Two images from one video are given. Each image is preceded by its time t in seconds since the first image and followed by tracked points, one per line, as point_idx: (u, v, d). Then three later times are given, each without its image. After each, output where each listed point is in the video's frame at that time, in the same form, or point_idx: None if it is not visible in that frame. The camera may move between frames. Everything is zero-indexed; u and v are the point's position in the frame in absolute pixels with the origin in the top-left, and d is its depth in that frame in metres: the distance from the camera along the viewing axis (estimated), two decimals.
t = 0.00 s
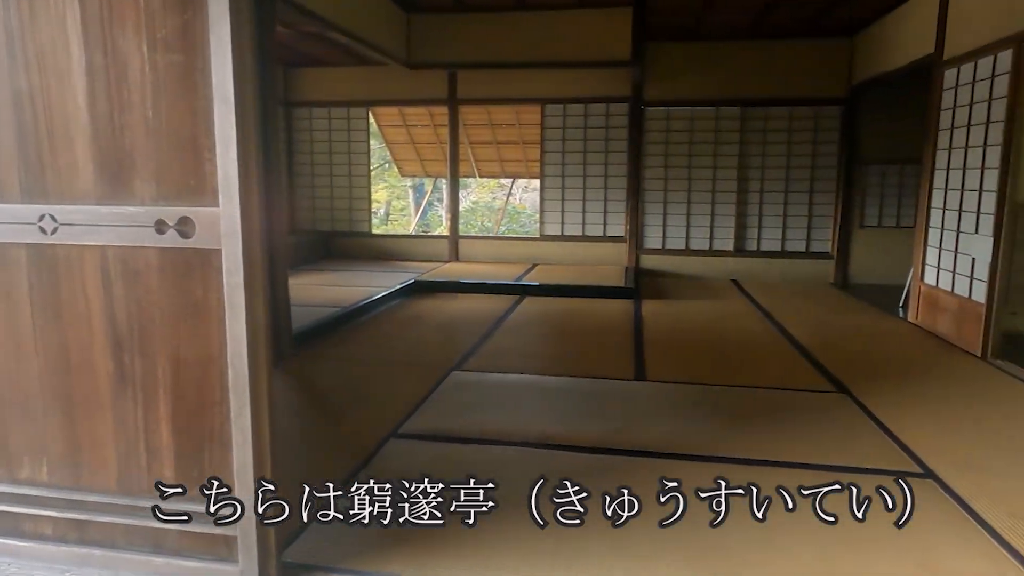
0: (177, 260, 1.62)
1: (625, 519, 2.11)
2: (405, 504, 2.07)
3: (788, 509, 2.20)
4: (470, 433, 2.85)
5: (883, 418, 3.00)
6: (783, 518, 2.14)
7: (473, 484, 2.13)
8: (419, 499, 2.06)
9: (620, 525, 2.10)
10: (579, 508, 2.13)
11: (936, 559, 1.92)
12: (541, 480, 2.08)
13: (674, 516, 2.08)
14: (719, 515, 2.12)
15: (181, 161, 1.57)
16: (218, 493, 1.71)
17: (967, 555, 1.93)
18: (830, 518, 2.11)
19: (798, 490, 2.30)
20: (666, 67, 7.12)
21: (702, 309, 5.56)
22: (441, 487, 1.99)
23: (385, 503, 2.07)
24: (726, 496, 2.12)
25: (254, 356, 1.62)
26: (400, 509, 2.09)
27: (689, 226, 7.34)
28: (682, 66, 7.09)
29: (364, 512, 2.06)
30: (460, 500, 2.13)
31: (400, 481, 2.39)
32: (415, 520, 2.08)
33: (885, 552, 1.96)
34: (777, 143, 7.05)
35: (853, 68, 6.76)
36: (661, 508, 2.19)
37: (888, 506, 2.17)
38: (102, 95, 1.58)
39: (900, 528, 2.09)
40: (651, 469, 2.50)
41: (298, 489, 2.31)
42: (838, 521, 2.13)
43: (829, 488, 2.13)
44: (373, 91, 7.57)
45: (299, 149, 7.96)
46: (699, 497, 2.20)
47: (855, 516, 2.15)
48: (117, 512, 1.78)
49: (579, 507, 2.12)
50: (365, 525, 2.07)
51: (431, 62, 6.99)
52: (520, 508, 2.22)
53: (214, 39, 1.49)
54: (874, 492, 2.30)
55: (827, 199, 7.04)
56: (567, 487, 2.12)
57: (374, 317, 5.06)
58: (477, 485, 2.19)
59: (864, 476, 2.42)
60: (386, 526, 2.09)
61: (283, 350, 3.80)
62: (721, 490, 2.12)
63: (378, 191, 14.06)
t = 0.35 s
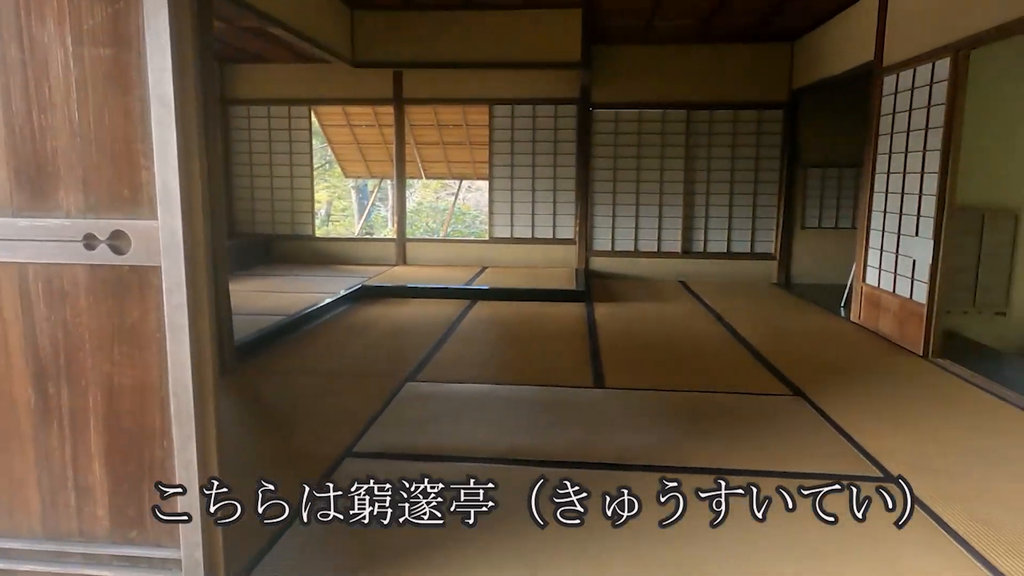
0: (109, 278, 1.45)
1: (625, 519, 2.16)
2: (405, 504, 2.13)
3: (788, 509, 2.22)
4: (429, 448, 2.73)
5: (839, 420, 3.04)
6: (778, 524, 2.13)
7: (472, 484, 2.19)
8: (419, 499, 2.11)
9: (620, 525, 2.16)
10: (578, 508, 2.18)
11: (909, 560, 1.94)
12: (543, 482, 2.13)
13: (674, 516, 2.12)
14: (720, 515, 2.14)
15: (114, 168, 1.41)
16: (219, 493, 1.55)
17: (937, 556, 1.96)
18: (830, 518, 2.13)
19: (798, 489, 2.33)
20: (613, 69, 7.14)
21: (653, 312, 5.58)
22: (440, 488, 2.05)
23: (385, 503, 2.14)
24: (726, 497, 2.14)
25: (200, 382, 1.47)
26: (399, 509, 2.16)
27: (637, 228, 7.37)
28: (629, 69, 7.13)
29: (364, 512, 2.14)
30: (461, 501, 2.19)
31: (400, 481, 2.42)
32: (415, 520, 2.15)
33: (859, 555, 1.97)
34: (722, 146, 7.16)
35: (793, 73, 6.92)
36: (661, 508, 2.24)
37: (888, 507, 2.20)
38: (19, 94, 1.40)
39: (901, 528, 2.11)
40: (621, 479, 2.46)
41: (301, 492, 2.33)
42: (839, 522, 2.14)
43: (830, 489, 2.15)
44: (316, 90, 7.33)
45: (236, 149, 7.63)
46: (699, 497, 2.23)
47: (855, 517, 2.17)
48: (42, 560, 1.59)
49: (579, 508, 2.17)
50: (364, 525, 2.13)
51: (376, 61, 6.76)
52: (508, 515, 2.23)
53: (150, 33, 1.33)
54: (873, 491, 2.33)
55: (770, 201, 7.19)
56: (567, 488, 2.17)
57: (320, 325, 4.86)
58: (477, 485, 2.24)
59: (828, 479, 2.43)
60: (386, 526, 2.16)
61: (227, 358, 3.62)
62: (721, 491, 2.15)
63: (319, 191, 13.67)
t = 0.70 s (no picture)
0: (35, 285, 1.32)
1: (625, 519, 2.15)
2: (404, 505, 2.13)
3: (789, 509, 2.21)
4: (382, 455, 2.65)
5: (786, 413, 3.12)
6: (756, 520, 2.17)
7: (472, 484, 2.19)
8: (419, 499, 2.10)
9: (620, 525, 2.15)
10: (579, 509, 2.16)
11: (867, 550, 2.00)
12: (542, 482, 2.11)
13: (675, 516, 2.12)
14: (720, 515, 2.13)
15: (38, 165, 1.29)
16: (217, 492, 1.94)
17: (893, 546, 2.02)
18: (831, 518, 2.13)
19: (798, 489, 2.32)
20: (556, 68, 7.15)
21: (600, 310, 5.62)
22: (441, 486, 2.05)
23: (384, 503, 2.14)
24: (726, 496, 2.13)
25: (140, 396, 1.36)
26: (400, 509, 2.15)
27: (581, 226, 7.42)
28: (572, 68, 7.15)
29: (364, 512, 2.14)
30: (460, 501, 2.19)
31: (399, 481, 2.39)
32: (415, 520, 2.14)
33: (821, 547, 2.01)
34: (662, 145, 7.29)
35: (730, 74, 7.10)
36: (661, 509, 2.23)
37: (888, 506, 2.20)
38: None
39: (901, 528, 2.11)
40: (584, 480, 2.45)
41: (302, 490, 2.30)
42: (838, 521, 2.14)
43: (830, 488, 2.14)
44: (250, 85, 7.07)
45: (165, 146, 7.28)
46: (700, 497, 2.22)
47: (855, 516, 2.17)
48: None
49: (579, 508, 2.15)
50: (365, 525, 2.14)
51: (314, 56, 6.55)
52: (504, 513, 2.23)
53: (79, 18, 1.22)
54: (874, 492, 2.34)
55: (708, 199, 7.36)
56: (567, 488, 2.15)
57: (261, 329, 4.67)
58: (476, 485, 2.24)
59: (782, 472, 2.48)
60: (386, 526, 2.16)
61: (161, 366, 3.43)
62: (721, 490, 2.13)
63: (253, 190, 13.22)
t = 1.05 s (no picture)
0: None
1: (625, 519, 2.14)
2: (405, 504, 2.14)
3: (789, 509, 2.20)
4: (338, 459, 2.56)
5: (737, 404, 3.19)
6: (733, 515, 2.18)
7: (472, 485, 2.18)
8: (419, 499, 2.13)
9: (620, 525, 2.13)
10: (579, 509, 2.16)
11: (834, 539, 2.04)
12: (542, 480, 2.12)
13: (674, 516, 2.11)
14: (720, 515, 2.14)
15: None
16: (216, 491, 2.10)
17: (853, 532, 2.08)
18: (830, 518, 2.12)
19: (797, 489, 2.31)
20: (500, 63, 7.11)
21: (549, 305, 5.63)
22: (440, 486, 2.07)
23: (384, 503, 2.15)
24: (726, 496, 2.15)
25: (87, 409, 1.27)
26: (400, 509, 2.16)
27: (526, 222, 7.42)
28: (516, 63, 7.12)
29: (364, 512, 2.14)
30: (460, 501, 2.18)
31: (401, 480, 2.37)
32: (415, 520, 2.14)
33: (786, 536, 2.06)
34: (605, 141, 7.36)
35: (669, 72, 7.22)
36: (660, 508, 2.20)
37: (889, 506, 2.18)
38: None
39: (901, 528, 2.09)
40: (549, 478, 2.43)
41: (301, 490, 2.26)
42: (838, 521, 2.13)
43: (830, 488, 2.14)
44: (181, 76, 6.75)
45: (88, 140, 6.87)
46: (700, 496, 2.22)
47: (855, 517, 2.16)
48: None
49: (579, 507, 2.15)
50: (364, 525, 2.13)
51: (249, 48, 6.28)
52: (501, 514, 2.19)
53: None
54: (875, 492, 2.31)
55: (650, 195, 7.49)
56: (567, 488, 2.16)
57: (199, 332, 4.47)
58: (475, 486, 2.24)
59: (740, 463, 2.53)
60: (386, 526, 2.15)
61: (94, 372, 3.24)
62: (720, 490, 2.16)
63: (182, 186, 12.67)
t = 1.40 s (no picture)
0: None
1: (625, 518, 2.16)
2: (405, 504, 2.17)
3: (789, 509, 2.23)
4: (312, 469, 2.48)
5: (705, 401, 3.23)
6: (732, 513, 2.21)
7: (472, 485, 2.22)
8: (419, 499, 2.16)
9: (620, 525, 2.15)
10: (579, 509, 2.18)
11: (816, 534, 2.08)
12: (542, 480, 2.15)
13: (674, 515, 2.13)
14: (720, 514, 2.16)
15: None
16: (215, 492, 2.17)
17: (831, 528, 2.12)
18: (830, 518, 2.15)
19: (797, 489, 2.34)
20: (456, 59, 7.03)
21: (512, 304, 5.60)
22: (440, 485, 2.11)
23: (384, 503, 2.20)
24: (726, 496, 2.19)
25: (54, 429, 1.18)
26: (400, 509, 2.19)
27: (485, 220, 7.37)
28: (473, 59, 7.06)
29: (364, 512, 2.17)
30: (460, 501, 2.20)
31: (400, 481, 2.39)
32: (415, 520, 2.17)
33: (767, 533, 2.10)
34: (563, 139, 7.38)
35: (625, 69, 7.27)
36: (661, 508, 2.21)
37: (889, 506, 2.21)
38: None
39: (900, 528, 2.13)
40: (529, 482, 2.41)
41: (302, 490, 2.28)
42: (838, 521, 2.16)
43: (830, 487, 2.18)
44: (123, 70, 6.46)
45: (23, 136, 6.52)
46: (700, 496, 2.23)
47: (855, 516, 2.19)
48: None
49: (579, 507, 2.17)
50: (364, 525, 2.15)
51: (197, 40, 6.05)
52: (501, 514, 2.20)
53: None
54: (873, 492, 2.34)
55: (608, 192, 7.54)
56: (567, 487, 2.20)
57: (151, 338, 4.28)
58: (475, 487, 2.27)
59: (716, 461, 2.56)
60: (386, 526, 2.16)
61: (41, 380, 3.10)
62: (720, 490, 2.20)
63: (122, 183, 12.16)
